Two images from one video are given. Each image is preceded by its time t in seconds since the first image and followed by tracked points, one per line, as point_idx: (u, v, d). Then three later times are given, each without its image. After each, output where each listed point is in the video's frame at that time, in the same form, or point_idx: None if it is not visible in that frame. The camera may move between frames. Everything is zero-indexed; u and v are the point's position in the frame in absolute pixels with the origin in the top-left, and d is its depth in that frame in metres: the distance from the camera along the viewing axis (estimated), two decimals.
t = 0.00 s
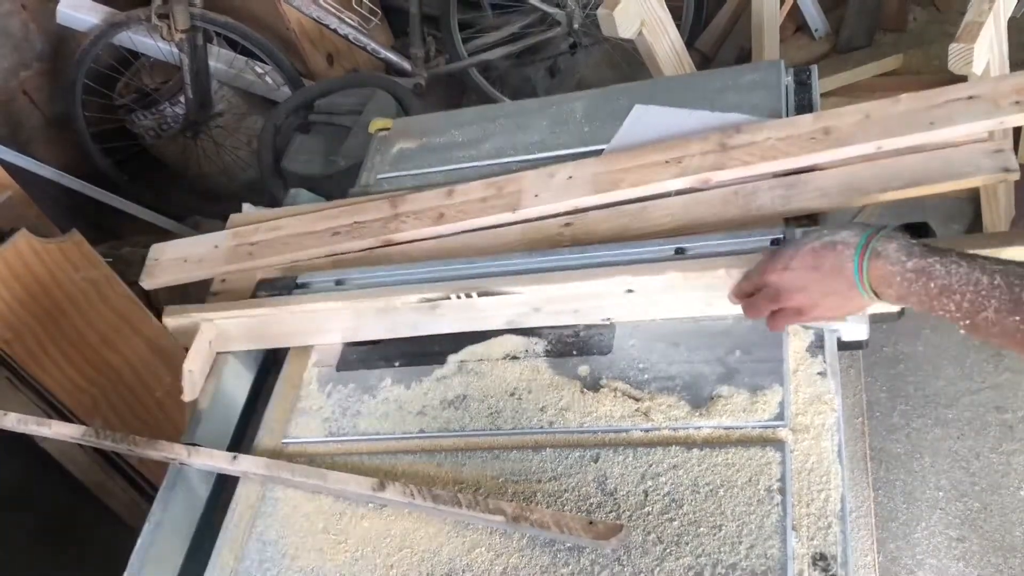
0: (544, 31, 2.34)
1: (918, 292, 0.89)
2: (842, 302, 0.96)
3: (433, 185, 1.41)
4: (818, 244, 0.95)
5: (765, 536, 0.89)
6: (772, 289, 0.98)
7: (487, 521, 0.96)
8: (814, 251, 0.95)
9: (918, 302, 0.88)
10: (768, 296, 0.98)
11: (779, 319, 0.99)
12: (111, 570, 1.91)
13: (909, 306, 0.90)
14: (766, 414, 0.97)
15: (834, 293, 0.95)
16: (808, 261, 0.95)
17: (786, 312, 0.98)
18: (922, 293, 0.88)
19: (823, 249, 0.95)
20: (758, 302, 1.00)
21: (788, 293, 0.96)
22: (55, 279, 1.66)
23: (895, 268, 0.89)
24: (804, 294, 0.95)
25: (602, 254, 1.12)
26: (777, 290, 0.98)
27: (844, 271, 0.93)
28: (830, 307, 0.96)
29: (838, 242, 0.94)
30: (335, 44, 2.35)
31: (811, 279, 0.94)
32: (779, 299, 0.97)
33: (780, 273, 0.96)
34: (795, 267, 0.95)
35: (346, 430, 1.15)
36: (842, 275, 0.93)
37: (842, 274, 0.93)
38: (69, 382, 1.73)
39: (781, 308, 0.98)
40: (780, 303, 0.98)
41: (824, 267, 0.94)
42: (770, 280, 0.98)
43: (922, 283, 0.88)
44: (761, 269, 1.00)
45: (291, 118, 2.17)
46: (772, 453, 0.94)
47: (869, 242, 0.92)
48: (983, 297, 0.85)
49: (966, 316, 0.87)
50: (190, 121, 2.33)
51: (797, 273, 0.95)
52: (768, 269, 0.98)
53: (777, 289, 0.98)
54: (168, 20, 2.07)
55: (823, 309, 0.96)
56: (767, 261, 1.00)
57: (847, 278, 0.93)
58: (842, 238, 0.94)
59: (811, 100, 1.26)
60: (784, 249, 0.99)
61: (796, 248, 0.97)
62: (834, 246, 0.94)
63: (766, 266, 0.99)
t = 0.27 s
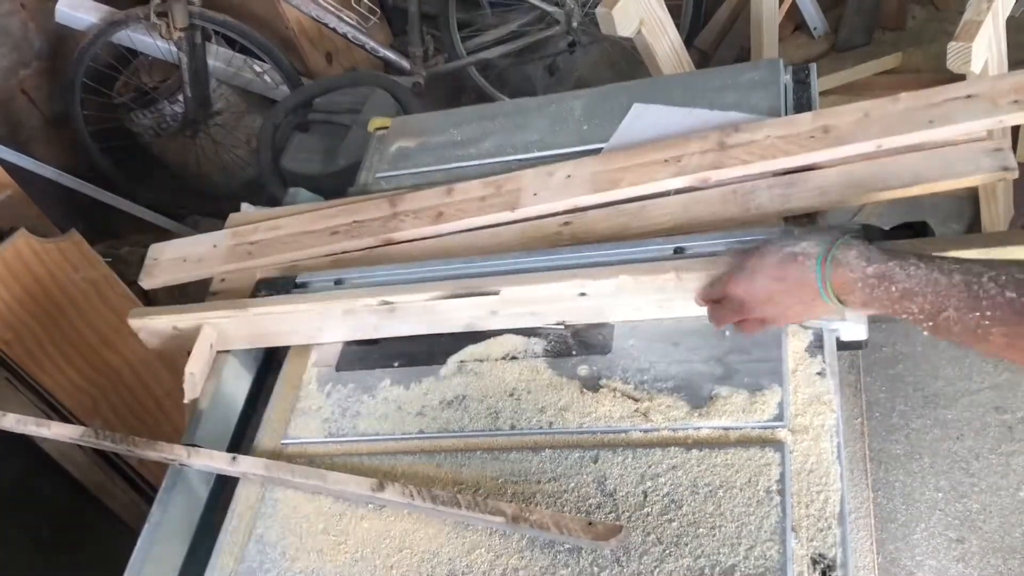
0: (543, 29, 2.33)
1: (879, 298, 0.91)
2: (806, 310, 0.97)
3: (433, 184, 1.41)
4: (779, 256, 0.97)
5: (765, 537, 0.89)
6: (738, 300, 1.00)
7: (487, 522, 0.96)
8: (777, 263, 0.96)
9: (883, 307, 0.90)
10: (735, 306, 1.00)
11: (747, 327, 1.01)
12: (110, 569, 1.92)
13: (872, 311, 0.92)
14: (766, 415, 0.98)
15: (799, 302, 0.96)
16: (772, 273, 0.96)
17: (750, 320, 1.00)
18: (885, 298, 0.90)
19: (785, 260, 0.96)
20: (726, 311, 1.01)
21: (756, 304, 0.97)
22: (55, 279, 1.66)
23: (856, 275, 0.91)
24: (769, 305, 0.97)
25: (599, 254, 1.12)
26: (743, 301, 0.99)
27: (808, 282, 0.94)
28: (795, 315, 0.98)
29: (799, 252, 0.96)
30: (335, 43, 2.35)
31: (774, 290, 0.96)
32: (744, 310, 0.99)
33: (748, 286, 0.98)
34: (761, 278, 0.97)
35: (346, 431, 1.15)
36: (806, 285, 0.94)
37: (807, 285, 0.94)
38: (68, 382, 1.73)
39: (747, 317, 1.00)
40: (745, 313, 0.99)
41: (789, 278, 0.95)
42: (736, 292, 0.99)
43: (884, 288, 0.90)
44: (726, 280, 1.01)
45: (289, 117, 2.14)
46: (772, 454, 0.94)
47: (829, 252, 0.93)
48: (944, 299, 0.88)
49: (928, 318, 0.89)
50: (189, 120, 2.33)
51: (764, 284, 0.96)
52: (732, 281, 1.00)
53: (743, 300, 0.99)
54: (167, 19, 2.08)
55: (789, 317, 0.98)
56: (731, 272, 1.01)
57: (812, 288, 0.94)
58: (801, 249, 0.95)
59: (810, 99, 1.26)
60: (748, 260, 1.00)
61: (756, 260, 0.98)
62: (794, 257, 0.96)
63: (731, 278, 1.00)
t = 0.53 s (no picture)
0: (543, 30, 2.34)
1: (966, 298, 0.90)
2: (886, 300, 0.97)
3: (433, 184, 1.41)
4: (864, 247, 0.96)
5: (765, 537, 0.89)
6: (816, 292, 0.98)
7: (486, 522, 0.96)
8: (860, 255, 0.96)
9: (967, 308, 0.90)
10: (812, 297, 0.98)
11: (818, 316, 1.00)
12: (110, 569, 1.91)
13: (956, 308, 0.92)
14: (765, 415, 0.98)
15: (882, 294, 0.96)
16: (855, 265, 0.95)
17: (825, 313, 0.99)
18: (970, 298, 0.90)
19: (872, 253, 0.95)
20: (798, 300, 0.99)
21: (835, 296, 0.97)
22: (55, 279, 1.66)
23: (945, 273, 0.91)
24: (850, 297, 0.96)
25: (597, 254, 1.12)
26: (820, 292, 0.98)
27: (895, 274, 0.94)
28: (875, 307, 0.98)
29: (887, 245, 0.95)
30: (335, 44, 2.35)
31: (854, 282, 0.96)
32: (818, 301, 0.98)
33: (827, 277, 0.96)
34: (840, 271, 0.96)
35: (345, 431, 1.15)
36: (892, 277, 0.94)
37: (893, 278, 0.94)
38: (67, 382, 1.72)
39: (819, 309, 0.99)
40: (823, 305, 0.98)
41: (870, 271, 0.95)
42: (813, 283, 0.98)
43: (972, 290, 0.90)
44: (800, 271, 0.99)
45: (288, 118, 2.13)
46: (771, 454, 0.94)
47: (919, 245, 0.93)
48: None
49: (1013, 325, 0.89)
50: (188, 120, 2.33)
51: (845, 277, 0.95)
52: (811, 272, 0.98)
53: (820, 292, 0.98)
54: (167, 19, 2.10)
55: (867, 309, 0.98)
56: (806, 261, 0.99)
57: (898, 282, 0.94)
58: (890, 241, 0.95)
59: (809, 99, 1.26)
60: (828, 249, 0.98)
61: (840, 251, 0.97)
62: (884, 248, 0.95)
63: (810, 269, 0.98)
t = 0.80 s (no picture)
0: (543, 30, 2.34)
1: (906, 298, 0.89)
2: (829, 305, 0.96)
3: (433, 184, 1.41)
4: (804, 251, 0.96)
5: (765, 536, 0.89)
6: (760, 295, 0.99)
7: (486, 521, 0.96)
8: (800, 258, 0.96)
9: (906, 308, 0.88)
10: (756, 301, 0.99)
11: (765, 320, 1.00)
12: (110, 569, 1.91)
13: (897, 309, 0.90)
14: (765, 415, 0.98)
15: (824, 298, 0.95)
16: (795, 268, 0.95)
17: (770, 317, 0.99)
18: (909, 297, 0.88)
19: (809, 257, 0.95)
20: (745, 303, 1.01)
21: (777, 300, 0.97)
22: (55, 279, 1.66)
23: (882, 273, 0.89)
24: (792, 301, 0.96)
25: (597, 254, 1.12)
26: (765, 296, 0.98)
27: (833, 278, 0.93)
28: (819, 313, 0.97)
29: (826, 248, 0.95)
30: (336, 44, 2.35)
31: (797, 285, 0.95)
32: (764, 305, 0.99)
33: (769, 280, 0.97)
34: (782, 274, 0.96)
35: (345, 430, 1.15)
36: (831, 281, 0.93)
37: (831, 281, 0.93)
38: (67, 383, 1.72)
39: (766, 312, 0.99)
40: (767, 309, 0.98)
41: (810, 275, 0.94)
42: (757, 287, 0.99)
43: (909, 289, 0.88)
44: (745, 274, 1.00)
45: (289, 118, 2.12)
46: (772, 453, 0.94)
47: (856, 247, 0.92)
48: (971, 304, 0.85)
49: (954, 323, 0.87)
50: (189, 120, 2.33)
51: (785, 280, 0.96)
52: (754, 275, 0.99)
53: (764, 295, 0.98)
54: (167, 19, 2.10)
55: (812, 314, 0.97)
56: (752, 265, 1.01)
57: (837, 285, 0.93)
58: (828, 244, 0.95)
59: (810, 99, 1.26)
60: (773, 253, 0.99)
61: (782, 255, 0.98)
62: (822, 252, 0.95)
63: (753, 273, 0.99)
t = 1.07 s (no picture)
0: (543, 30, 2.34)
1: (857, 298, 0.91)
2: (783, 309, 0.98)
3: (433, 184, 1.41)
4: (756, 257, 0.97)
5: (765, 537, 0.89)
6: (714, 300, 1.00)
7: (486, 522, 0.96)
8: (752, 264, 0.97)
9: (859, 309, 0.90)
10: (711, 306, 1.01)
11: (722, 324, 1.02)
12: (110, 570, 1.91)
13: (849, 310, 0.92)
14: (766, 415, 0.98)
15: (778, 302, 0.97)
16: (747, 274, 0.96)
17: (726, 321, 1.00)
18: (860, 298, 0.90)
19: (761, 263, 0.96)
20: (702, 308, 1.02)
21: (732, 305, 0.98)
22: (56, 279, 1.66)
23: (832, 277, 0.91)
24: (745, 306, 0.98)
25: (599, 255, 1.12)
26: (719, 301, 1.00)
27: (783, 283, 0.94)
28: (775, 315, 0.99)
29: (777, 254, 0.96)
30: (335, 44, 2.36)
31: (750, 291, 0.96)
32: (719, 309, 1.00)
33: (722, 286, 0.98)
34: (734, 281, 0.97)
35: (345, 431, 1.15)
36: (782, 287, 0.95)
37: (783, 287, 0.95)
38: (67, 384, 1.71)
39: (722, 316, 1.01)
40: (722, 314, 1.00)
41: (763, 280, 0.95)
42: (711, 293, 1.00)
43: (861, 290, 0.90)
44: (701, 280, 1.02)
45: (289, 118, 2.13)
46: (772, 454, 0.94)
47: (806, 252, 0.94)
48: (922, 304, 0.87)
49: (906, 322, 0.89)
50: (189, 120, 2.33)
51: (738, 286, 0.97)
52: (708, 282, 1.00)
53: (719, 301, 1.00)
54: (167, 19, 2.09)
55: (766, 317, 0.99)
56: (707, 271, 1.02)
57: (788, 290, 0.94)
58: (779, 250, 0.96)
59: (810, 100, 1.26)
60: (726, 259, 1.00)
61: (734, 261, 0.99)
62: (773, 258, 0.96)
63: (707, 279, 1.01)
